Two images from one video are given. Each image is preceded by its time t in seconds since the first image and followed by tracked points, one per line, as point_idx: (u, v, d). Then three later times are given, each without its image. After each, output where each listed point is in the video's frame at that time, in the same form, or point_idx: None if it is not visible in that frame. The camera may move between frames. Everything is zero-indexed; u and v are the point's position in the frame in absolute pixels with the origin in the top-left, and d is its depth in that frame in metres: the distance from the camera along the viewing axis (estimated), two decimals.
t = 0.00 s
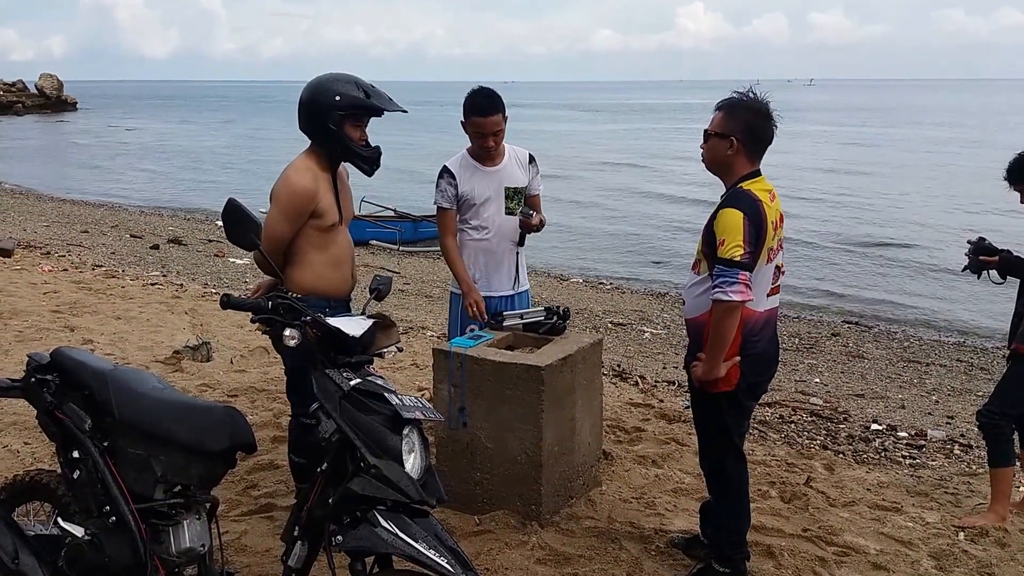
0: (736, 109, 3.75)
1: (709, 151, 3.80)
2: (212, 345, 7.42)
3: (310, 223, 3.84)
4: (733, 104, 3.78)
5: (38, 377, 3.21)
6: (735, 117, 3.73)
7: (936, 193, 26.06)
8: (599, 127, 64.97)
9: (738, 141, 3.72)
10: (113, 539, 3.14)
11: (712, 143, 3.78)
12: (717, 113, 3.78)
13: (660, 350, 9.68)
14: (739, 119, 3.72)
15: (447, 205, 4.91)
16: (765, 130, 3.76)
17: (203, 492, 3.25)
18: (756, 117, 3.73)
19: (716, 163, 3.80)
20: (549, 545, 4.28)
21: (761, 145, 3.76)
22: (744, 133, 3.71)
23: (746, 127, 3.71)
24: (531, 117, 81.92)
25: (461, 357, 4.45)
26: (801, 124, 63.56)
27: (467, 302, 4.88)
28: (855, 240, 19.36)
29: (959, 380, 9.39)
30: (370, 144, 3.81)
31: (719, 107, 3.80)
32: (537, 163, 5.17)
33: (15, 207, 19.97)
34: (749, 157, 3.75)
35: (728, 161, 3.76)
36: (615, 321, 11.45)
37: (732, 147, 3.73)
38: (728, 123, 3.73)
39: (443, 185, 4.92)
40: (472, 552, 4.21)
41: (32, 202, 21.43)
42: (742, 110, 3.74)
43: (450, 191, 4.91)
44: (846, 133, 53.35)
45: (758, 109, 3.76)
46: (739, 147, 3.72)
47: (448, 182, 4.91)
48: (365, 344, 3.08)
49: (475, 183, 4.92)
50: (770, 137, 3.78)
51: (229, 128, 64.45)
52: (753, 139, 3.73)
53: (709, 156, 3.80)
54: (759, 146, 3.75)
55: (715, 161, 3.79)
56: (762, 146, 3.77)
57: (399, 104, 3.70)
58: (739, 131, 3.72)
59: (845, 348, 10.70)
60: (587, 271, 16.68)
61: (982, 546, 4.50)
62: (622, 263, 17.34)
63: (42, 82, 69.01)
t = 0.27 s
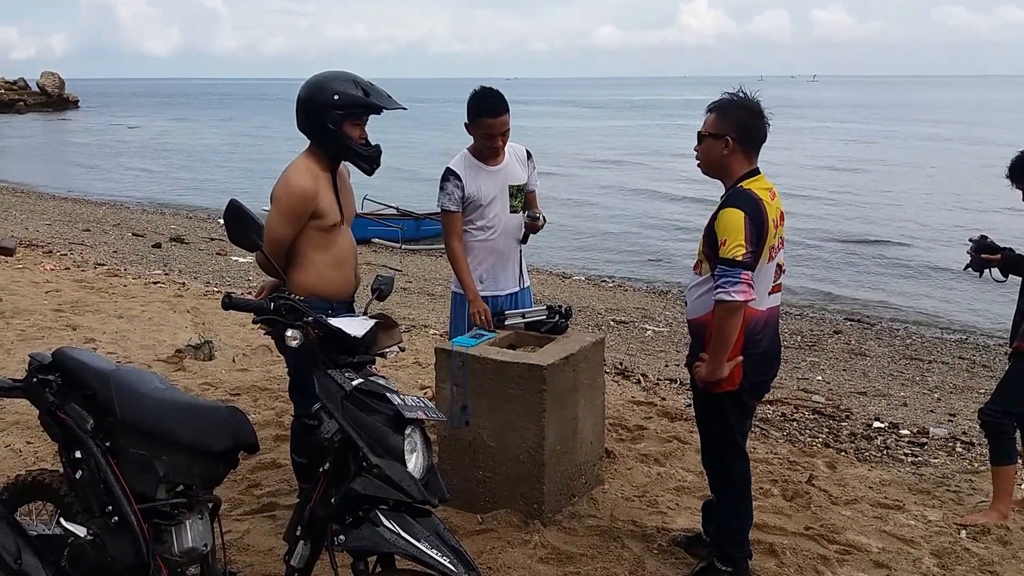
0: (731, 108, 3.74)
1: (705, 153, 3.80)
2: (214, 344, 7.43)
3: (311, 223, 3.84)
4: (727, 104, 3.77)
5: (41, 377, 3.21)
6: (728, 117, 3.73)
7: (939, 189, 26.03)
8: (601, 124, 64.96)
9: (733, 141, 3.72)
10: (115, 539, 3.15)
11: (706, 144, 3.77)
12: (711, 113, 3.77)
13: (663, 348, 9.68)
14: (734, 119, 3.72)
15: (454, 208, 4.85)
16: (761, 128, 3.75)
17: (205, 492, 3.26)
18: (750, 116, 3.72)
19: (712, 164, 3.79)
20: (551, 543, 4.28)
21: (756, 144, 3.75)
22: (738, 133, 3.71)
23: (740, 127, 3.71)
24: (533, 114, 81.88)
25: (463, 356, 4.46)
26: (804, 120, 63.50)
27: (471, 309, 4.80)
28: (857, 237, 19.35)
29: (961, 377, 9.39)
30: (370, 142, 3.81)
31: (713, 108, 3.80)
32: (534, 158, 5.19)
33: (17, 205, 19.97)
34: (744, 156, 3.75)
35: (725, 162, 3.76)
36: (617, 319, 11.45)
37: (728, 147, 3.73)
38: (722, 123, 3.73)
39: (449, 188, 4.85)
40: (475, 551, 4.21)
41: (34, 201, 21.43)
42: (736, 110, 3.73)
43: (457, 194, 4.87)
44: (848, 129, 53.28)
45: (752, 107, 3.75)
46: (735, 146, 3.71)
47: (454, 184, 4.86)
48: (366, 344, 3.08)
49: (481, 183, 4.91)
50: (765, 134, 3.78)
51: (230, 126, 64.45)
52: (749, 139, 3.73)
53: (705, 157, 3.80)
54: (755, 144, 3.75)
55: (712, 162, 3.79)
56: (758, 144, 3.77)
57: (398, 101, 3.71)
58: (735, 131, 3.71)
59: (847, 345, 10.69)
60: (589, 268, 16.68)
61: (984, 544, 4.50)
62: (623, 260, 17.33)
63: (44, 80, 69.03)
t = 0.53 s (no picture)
0: (730, 107, 3.73)
1: (704, 152, 3.79)
2: (216, 342, 7.43)
3: (313, 222, 3.84)
4: (726, 102, 3.76)
5: (43, 378, 3.24)
6: (728, 116, 3.72)
7: (941, 186, 26.01)
8: (602, 121, 64.93)
9: (734, 140, 3.71)
10: (117, 539, 3.15)
11: (707, 143, 3.77)
12: (712, 112, 3.76)
13: (665, 346, 9.68)
14: (733, 118, 3.71)
15: (453, 204, 4.87)
16: (760, 126, 3.75)
17: (208, 492, 3.26)
18: (750, 115, 3.72)
19: (713, 164, 3.78)
20: (553, 542, 4.28)
21: (757, 143, 3.75)
22: (739, 131, 3.71)
23: (741, 126, 3.70)
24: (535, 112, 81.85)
25: (465, 355, 4.46)
26: (806, 117, 63.45)
27: (483, 270, 4.88)
28: (859, 234, 19.33)
29: (963, 375, 9.39)
30: (371, 140, 3.81)
31: (712, 107, 3.79)
32: (540, 160, 5.19)
33: (19, 204, 19.99)
34: (745, 155, 3.74)
35: (725, 161, 3.75)
36: (619, 317, 11.46)
37: (728, 146, 3.72)
38: (722, 122, 3.72)
39: (450, 183, 4.87)
40: (477, 550, 4.22)
41: (36, 199, 21.44)
42: (735, 109, 3.73)
43: (457, 190, 4.87)
44: (851, 126, 53.25)
45: (751, 105, 3.74)
46: (736, 145, 3.71)
47: (455, 180, 4.87)
48: (369, 343, 3.08)
49: (485, 181, 4.91)
50: (764, 133, 3.77)
51: (232, 124, 64.44)
52: (748, 137, 3.72)
53: (706, 157, 3.79)
54: (755, 144, 3.75)
55: (712, 162, 3.78)
56: (758, 143, 3.76)
57: (398, 98, 3.71)
58: (734, 130, 3.71)
59: (849, 343, 10.68)
60: (591, 266, 16.67)
61: (987, 542, 4.50)
62: (625, 258, 17.31)
63: (46, 78, 68.99)
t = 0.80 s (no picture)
0: (730, 106, 3.73)
1: (705, 150, 3.78)
2: (218, 342, 7.43)
3: (317, 220, 3.84)
4: (726, 101, 3.76)
5: (45, 377, 3.23)
6: (729, 114, 3.72)
7: (943, 183, 25.98)
8: (604, 118, 64.89)
9: (735, 138, 3.71)
10: (120, 539, 3.15)
11: (707, 141, 3.76)
12: (712, 111, 3.75)
13: (667, 344, 9.68)
14: (733, 116, 3.71)
15: (460, 196, 4.92)
16: (761, 125, 3.74)
17: (210, 492, 3.26)
18: (751, 114, 3.71)
19: (714, 163, 3.78)
20: (556, 542, 4.28)
21: (757, 142, 3.74)
22: (740, 130, 3.70)
23: (742, 124, 3.70)
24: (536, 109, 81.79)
25: (468, 355, 4.46)
26: (807, 115, 63.39)
27: (496, 224, 4.79)
28: (861, 232, 19.31)
29: (966, 373, 9.38)
30: (371, 136, 3.81)
31: (712, 105, 3.78)
32: (554, 163, 5.18)
33: (21, 203, 19.99)
34: (746, 154, 3.74)
35: (726, 160, 3.75)
36: (621, 315, 11.44)
37: (729, 145, 3.72)
38: (723, 121, 3.72)
39: (458, 175, 4.94)
40: (480, 549, 4.22)
41: (37, 199, 21.44)
42: (735, 107, 3.72)
43: (464, 183, 4.93)
44: (852, 123, 53.19)
45: (751, 103, 3.74)
46: (736, 145, 3.70)
47: (463, 173, 4.93)
48: (370, 343, 3.07)
49: (492, 178, 4.94)
50: (765, 131, 3.77)
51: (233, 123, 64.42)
52: (749, 136, 3.71)
53: (706, 156, 3.78)
54: (756, 142, 3.74)
55: (713, 160, 3.78)
56: (759, 141, 3.75)
57: (395, 92, 3.71)
58: (735, 128, 3.70)
59: (852, 341, 10.67)
60: (593, 264, 16.66)
61: (988, 540, 4.50)
62: (627, 256, 17.30)
63: (47, 77, 68.95)
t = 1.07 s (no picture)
0: (728, 107, 3.72)
1: (703, 151, 3.78)
2: (220, 341, 7.44)
3: (319, 223, 3.84)
4: (725, 103, 3.75)
5: (47, 378, 3.24)
6: (727, 115, 3.71)
7: (945, 181, 25.95)
8: (605, 116, 64.85)
9: (733, 139, 3.70)
10: (122, 538, 3.16)
11: (706, 143, 3.76)
12: (711, 112, 3.75)
13: (668, 343, 9.67)
14: (732, 117, 3.70)
15: (467, 197, 4.93)
16: (760, 126, 3.74)
17: (213, 492, 3.27)
18: (749, 115, 3.71)
19: (712, 164, 3.78)
20: (558, 541, 4.28)
21: (756, 143, 3.74)
22: (738, 131, 3.70)
23: (740, 125, 3.69)
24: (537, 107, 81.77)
25: (470, 354, 4.45)
26: (808, 112, 63.35)
27: (494, 227, 4.80)
28: (863, 230, 19.29)
29: (968, 371, 9.36)
30: (370, 138, 3.81)
31: (711, 106, 3.78)
32: (563, 165, 5.16)
33: (22, 203, 20.00)
34: (744, 155, 3.74)
35: (725, 161, 3.75)
36: (623, 314, 11.43)
37: (727, 146, 3.71)
38: (721, 122, 3.71)
39: (466, 175, 4.95)
40: (482, 548, 4.22)
41: (39, 198, 21.45)
42: (734, 109, 3.72)
43: (471, 183, 4.94)
44: (853, 120, 53.14)
45: (749, 105, 3.73)
46: (735, 146, 3.70)
47: (471, 173, 4.94)
48: (372, 344, 3.07)
49: (499, 179, 4.94)
50: (764, 132, 3.76)
51: (234, 122, 64.43)
52: (748, 137, 3.71)
53: (705, 157, 3.78)
54: (754, 143, 3.73)
55: (711, 162, 3.77)
56: (757, 142, 3.75)
57: (393, 95, 3.70)
58: (734, 129, 3.70)
59: (853, 339, 10.66)
60: (595, 263, 16.65)
61: (991, 539, 4.49)
62: (629, 254, 17.29)
63: (49, 76, 68.95)
